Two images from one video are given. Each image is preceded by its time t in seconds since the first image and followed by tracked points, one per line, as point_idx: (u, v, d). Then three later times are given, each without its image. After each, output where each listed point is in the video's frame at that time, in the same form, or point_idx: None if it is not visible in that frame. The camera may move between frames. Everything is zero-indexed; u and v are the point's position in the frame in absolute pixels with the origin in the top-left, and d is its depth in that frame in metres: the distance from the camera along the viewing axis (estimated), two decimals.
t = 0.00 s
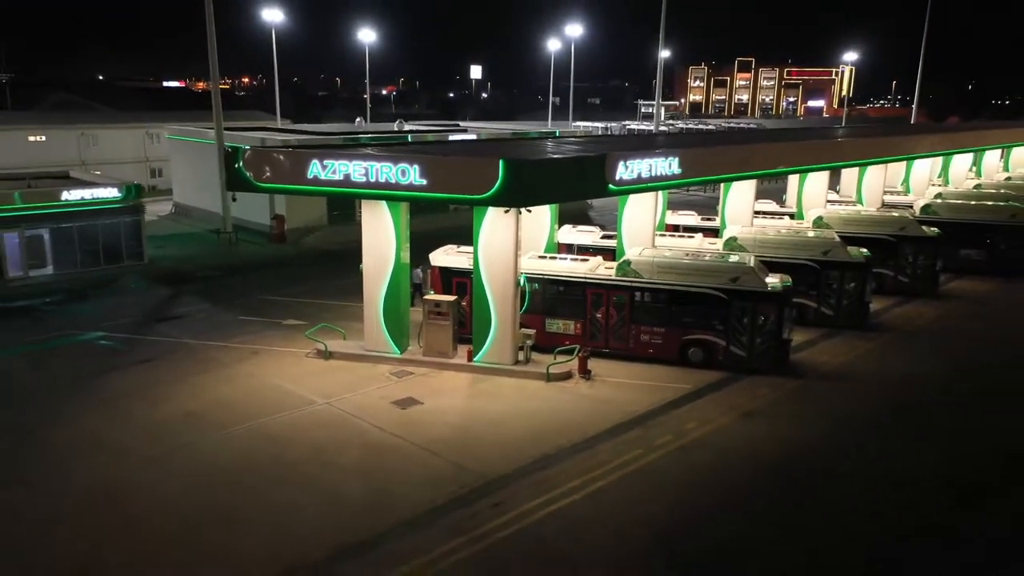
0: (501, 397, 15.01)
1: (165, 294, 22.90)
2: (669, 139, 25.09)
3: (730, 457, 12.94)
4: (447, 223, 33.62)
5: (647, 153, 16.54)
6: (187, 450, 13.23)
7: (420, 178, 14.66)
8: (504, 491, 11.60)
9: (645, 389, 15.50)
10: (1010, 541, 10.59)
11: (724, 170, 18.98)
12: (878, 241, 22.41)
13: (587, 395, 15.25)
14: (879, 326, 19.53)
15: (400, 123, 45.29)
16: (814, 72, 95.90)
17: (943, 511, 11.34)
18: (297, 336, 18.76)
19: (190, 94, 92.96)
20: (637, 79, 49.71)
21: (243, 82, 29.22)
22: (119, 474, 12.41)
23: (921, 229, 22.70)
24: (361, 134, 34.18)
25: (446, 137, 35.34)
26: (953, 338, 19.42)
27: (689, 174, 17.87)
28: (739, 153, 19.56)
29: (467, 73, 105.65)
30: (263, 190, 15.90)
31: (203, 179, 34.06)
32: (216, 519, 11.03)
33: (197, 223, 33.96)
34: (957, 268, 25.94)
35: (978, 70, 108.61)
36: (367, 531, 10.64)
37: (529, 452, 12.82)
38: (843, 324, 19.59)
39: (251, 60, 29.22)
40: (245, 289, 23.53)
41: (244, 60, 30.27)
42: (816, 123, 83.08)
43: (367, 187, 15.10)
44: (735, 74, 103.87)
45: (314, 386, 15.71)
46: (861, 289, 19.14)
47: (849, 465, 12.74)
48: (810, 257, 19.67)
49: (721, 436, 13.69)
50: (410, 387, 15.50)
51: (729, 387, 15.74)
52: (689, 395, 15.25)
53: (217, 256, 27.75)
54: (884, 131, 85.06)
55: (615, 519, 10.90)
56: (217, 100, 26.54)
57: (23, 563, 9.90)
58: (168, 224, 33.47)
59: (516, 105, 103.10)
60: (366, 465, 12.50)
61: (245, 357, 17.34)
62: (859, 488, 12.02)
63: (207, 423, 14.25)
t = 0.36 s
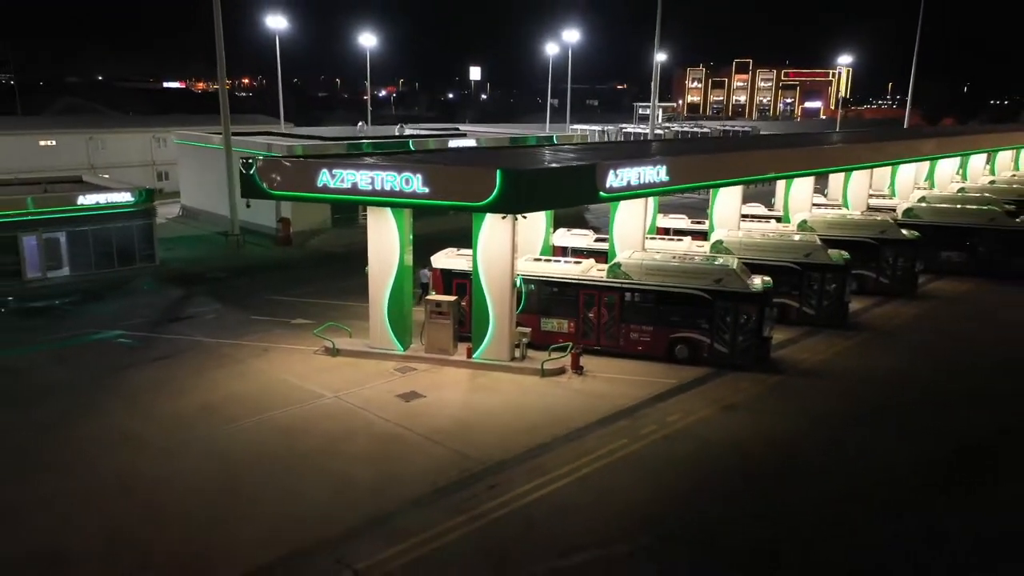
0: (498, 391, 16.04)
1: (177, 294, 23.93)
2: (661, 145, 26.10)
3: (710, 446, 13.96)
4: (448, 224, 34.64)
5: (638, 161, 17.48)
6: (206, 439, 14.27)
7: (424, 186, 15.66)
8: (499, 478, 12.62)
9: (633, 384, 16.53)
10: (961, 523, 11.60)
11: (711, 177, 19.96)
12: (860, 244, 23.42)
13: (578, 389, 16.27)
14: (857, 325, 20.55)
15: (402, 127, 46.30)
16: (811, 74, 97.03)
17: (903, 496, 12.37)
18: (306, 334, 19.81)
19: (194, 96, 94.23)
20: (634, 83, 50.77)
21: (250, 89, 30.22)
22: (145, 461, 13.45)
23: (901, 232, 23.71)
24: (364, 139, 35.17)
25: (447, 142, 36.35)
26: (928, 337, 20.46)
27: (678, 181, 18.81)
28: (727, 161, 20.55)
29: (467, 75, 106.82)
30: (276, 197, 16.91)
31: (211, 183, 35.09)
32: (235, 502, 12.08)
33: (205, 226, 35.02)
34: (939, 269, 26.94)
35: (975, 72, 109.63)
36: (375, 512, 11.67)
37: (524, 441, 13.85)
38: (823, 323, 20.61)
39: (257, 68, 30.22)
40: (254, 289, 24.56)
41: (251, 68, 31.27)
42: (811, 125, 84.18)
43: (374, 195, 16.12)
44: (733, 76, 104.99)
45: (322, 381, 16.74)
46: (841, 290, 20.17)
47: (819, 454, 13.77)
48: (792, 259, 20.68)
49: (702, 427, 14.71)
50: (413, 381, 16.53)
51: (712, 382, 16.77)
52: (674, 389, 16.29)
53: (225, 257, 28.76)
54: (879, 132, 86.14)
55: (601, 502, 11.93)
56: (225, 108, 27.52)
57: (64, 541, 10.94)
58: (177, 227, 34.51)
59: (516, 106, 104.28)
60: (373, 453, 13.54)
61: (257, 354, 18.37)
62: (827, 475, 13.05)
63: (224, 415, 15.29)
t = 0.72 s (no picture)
0: (496, 386, 17.09)
1: (189, 295, 24.99)
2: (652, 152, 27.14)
3: (692, 437, 15.02)
4: (448, 226, 35.69)
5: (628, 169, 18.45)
6: (224, 431, 15.32)
7: (426, 195, 16.71)
8: (497, 464, 13.69)
9: (623, 380, 17.58)
10: (921, 502, 12.70)
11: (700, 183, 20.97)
12: (843, 247, 24.48)
13: (571, 384, 17.32)
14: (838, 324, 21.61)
15: (403, 131, 47.31)
16: (808, 76, 98.13)
17: (868, 481, 13.42)
18: (313, 333, 20.85)
19: (196, 99, 95.21)
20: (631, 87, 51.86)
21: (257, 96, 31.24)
22: (169, 450, 14.50)
23: (882, 235, 24.76)
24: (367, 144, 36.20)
25: (447, 147, 37.40)
26: (905, 336, 21.51)
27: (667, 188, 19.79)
28: (714, 168, 21.59)
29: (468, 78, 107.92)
30: (286, 204, 17.94)
31: (217, 187, 36.12)
32: (255, 487, 13.14)
33: (212, 228, 36.09)
34: (921, 271, 28.06)
35: (971, 74, 110.66)
36: (384, 494, 12.75)
37: (519, 432, 14.89)
38: (805, 323, 21.68)
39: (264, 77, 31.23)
40: (262, 290, 25.61)
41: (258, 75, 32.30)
42: (807, 126, 85.26)
43: (379, 202, 17.16)
44: (731, 77, 106.09)
45: (331, 377, 17.79)
46: (822, 291, 21.23)
47: (794, 444, 14.81)
48: (776, 262, 21.71)
49: (686, 419, 15.76)
50: (416, 377, 17.58)
51: (697, 378, 17.83)
52: (661, 385, 17.34)
53: (233, 259, 29.80)
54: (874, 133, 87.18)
55: (591, 486, 13.01)
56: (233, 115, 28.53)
57: (98, 522, 11.98)
58: (185, 229, 35.57)
59: (515, 109, 105.16)
60: (379, 443, 14.58)
61: (268, 352, 19.42)
62: (799, 463, 14.10)
63: (239, 409, 16.33)
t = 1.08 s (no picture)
0: (495, 381, 18.24)
1: (201, 295, 26.08)
2: (645, 159, 28.25)
3: (676, 428, 16.13)
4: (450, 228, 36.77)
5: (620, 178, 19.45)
6: (240, 423, 16.46)
7: (429, 203, 17.79)
8: (494, 453, 14.81)
9: (614, 375, 18.71)
10: (885, 488, 13.81)
11: (689, 190, 22.00)
12: (827, 250, 25.60)
13: (566, 380, 18.44)
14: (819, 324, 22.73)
15: (404, 136, 48.38)
16: (805, 78, 99.18)
17: (837, 469, 14.54)
18: (322, 332, 21.97)
19: (200, 103, 96.34)
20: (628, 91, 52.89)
21: (264, 103, 32.33)
22: (190, 441, 15.63)
23: (865, 239, 25.86)
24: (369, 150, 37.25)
25: (447, 152, 38.47)
26: (884, 336, 22.62)
27: (657, 194, 20.80)
28: (702, 175, 22.67)
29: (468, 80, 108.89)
30: (297, 211, 19.01)
31: (225, 191, 37.21)
32: (272, 475, 14.25)
33: (220, 231, 37.20)
34: (904, 273, 29.17)
35: (967, 76, 111.76)
36: (391, 481, 13.86)
37: (515, 424, 16.00)
38: (789, 323, 22.80)
39: (270, 84, 32.32)
40: (271, 291, 26.70)
41: (264, 83, 33.42)
42: (803, 128, 86.38)
43: (384, 210, 18.24)
44: (729, 79, 107.12)
45: (339, 373, 18.92)
46: (805, 293, 22.34)
47: (771, 436, 15.94)
48: (762, 264, 22.80)
49: (672, 412, 16.89)
50: (420, 374, 18.71)
51: (683, 374, 18.96)
52: (649, 381, 18.46)
53: (241, 261, 30.90)
54: (871, 135, 88.20)
55: (581, 473, 14.13)
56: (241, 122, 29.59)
57: (130, 507, 13.12)
58: (194, 232, 36.68)
59: (515, 111, 106.20)
60: (386, 434, 15.71)
61: (280, 350, 20.55)
62: (774, 453, 15.22)
63: (254, 403, 17.45)
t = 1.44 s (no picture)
0: (494, 380, 19.38)
1: (212, 298, 27.17)
2: (639, 167, 29.36)
3: (662, 425, 17.26)
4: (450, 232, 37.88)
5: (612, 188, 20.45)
6: (254, 420, 17.60)
7: (432, 213, 18.91)
8: (493, 448, 15.94)
9: (605, 375, 19.84)
10: (853, 480, 14.94)
11: (678, 198, 23.06)
12: (812, 255, 26.72)
13: (561, 379, 19.57)
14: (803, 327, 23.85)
15: (406, 141, 49.49)
16: (802, 80, 100.30)
17: (810, 463, 15.68)
18: (329, 334, 23.10)
19: (205, 107, 97.78)
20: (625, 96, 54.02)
21: (271, 112, 33.41)
22: (209, 437, 16.77)
23: (848, 244, 26.98)
24: (372, 156, 38.34)
25: (448, 158, 39.53)
26: (864, 337, 23.77)
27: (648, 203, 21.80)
28: (691, 184, 23.75)
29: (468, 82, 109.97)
30: (307, 220, 20.09)
31: (232, 196, 38.30)
32: (285, 468, 15.36)
33: (227, 235, 38.34)
34: (888, 277, 30.27)
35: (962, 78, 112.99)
36: (397, 473, 14.99)
37: (512, 421, 17.13)
38: (773, 325, 23.93)
39: (276, 93, 33.41)
40: (280, 294, 27.84)
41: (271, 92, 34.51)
42: (800, 131, 87.51)
43: (390, 220, 19.36)
44: (727, 81, 108.27)
45: (346, 373, 20.05)
46: (788, 296, 23.48)
47: (750, 432, 17.08)
48: (748, 269, 23.91)
49: (659, 410, 18.01)
50: (423, 374, 19.83)
51: (671, 374, 20.09)
52: (639, 380, 19.60)
53: (249, 264, 32.03)
54: (866, 137, 89.34)
55: (572, 466, 15.26)
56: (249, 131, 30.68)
57: (157, 497, 14.24)
58: (202, 236, 37.79)
59: (514, 113, 107.34)
60: (392, 430, 16.84)
61: (289, 351, 21.68)
62: (753, 448, 16.35)
63: (266, 401, 18.57)
